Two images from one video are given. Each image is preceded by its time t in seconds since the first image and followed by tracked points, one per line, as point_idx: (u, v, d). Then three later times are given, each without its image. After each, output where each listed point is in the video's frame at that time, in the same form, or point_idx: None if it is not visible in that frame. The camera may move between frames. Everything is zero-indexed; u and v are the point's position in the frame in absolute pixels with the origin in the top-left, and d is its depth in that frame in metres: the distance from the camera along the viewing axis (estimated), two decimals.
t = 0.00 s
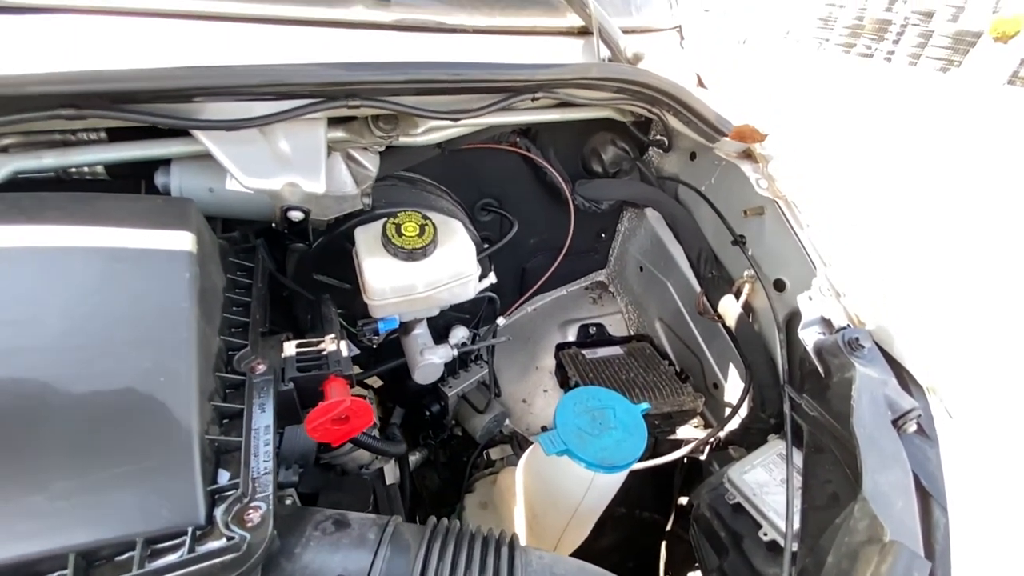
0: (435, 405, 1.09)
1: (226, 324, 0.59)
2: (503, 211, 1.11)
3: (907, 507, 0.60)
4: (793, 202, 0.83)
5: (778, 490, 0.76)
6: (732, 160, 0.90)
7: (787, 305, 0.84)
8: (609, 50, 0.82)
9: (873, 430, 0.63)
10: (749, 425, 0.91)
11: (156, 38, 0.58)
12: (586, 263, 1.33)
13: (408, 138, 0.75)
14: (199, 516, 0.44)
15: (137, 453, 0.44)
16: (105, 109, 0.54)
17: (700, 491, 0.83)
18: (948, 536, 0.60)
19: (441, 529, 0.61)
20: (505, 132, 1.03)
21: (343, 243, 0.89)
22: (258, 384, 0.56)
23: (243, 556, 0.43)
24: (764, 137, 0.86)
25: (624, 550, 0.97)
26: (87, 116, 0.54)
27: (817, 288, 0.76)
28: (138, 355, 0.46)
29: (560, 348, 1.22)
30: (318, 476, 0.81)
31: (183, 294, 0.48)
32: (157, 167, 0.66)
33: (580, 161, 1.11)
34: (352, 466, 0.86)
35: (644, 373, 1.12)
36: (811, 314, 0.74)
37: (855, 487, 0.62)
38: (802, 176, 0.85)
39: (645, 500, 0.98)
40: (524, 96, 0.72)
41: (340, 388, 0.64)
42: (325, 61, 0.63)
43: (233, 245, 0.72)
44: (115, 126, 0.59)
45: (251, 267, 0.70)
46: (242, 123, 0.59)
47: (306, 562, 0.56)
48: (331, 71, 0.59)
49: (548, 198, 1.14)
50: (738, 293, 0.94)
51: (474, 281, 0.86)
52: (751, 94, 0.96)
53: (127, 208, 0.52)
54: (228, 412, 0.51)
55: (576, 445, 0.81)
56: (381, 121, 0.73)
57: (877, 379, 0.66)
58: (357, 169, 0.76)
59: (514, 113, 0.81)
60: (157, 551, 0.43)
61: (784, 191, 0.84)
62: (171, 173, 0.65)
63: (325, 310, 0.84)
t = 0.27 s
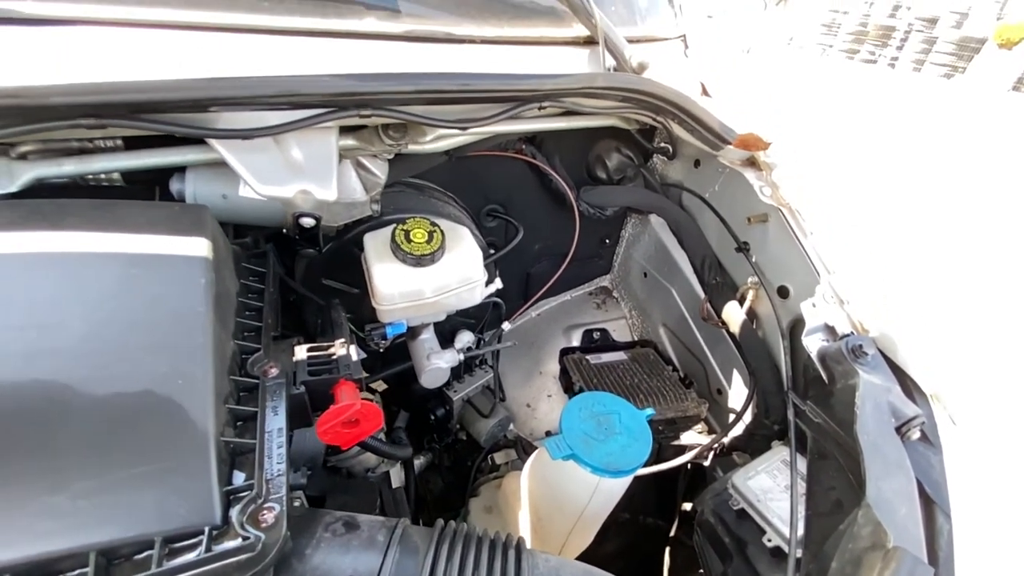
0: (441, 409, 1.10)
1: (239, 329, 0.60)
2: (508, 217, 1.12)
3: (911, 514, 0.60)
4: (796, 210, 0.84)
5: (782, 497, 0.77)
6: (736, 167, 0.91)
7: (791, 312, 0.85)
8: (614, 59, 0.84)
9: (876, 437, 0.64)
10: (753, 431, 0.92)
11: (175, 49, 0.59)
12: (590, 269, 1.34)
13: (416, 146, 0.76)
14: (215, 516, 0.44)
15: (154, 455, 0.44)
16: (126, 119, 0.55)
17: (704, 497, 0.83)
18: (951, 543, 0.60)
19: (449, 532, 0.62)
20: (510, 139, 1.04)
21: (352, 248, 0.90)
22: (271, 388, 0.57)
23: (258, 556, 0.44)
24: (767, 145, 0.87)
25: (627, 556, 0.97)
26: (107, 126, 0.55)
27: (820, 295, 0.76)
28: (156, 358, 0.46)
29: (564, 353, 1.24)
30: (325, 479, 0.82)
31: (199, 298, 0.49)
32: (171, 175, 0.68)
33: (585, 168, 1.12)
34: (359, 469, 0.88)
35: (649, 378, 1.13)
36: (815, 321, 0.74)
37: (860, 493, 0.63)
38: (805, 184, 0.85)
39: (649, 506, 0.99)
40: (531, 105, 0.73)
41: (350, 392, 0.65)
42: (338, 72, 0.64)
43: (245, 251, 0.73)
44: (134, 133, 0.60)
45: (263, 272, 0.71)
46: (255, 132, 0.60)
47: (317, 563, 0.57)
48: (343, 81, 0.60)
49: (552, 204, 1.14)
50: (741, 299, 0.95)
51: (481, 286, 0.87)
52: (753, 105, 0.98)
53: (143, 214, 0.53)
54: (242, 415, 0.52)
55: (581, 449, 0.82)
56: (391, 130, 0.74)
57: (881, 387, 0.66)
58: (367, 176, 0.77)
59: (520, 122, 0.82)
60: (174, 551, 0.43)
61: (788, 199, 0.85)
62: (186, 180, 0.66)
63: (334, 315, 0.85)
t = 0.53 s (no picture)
0: (447, 412, 1.10)
1: (255, 333, 0.62)
2: (515, 222, 1.14)
3: (917, 519, 0.61)
4: (801, 215, 0.85)
5: (787, 502, 0.78)
6: (742, 174, 0.91)
7: (797, 317, 0.86)
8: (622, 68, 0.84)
9: (883, 443, 0.65)
10: (759, 436, 0.94)
11: (197, 60, 0.61)
12: (596, 274, 1.36)
13: (427, 153, 0.77)
14: (235, 514, 0.45)
15: (178, 456, 0.45)
16: (150, 129, 0.57)
17: (711, 503, 0.85)
18: (957, 548, 0.61)
19: (460, 533, 0.63)
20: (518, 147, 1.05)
21: (364, 254, 0.92)
22: (288, 391, 0.58)
23: (276, 553, 0.45)
24: (774, 151, 0.88)
25: (634, 561, 0.98)
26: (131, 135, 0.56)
27: (826, 302, 0.78)
28: (180, 362, 0.47)
29: (570, 358, 1.25)
30: (335, 480, 0.84)
31: (220, 304, 0.50)
32: (189, 182, 0.70)
33: (592, 173, 1.14)
34: (368, 471, 0.88)
35: (655, 383, 1.14)
36: (820, 327, 0.77)
37: (865, 499, 0.64)
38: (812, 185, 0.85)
39: (655, 510, 1.00)
40: (539, 114, 0.75)
41: (363, 395, 0.66)
42: (353, 83, 0.66)
43: (260, 257, 0.75)
44: (155, 143, 0.62)
45: (278, 277, 0.73)
46: (272, 141, 0.62)
47: (331, 562, 0.58)
48: (358, 93, 0.62)
49: (559, 210, 1.16)
50: (748, 305, 0.97)
51: (490, 291, 0.89)
52: (758, 113, 0.99)
53: (164, 221, 0.55)
54: (259, 416, 0.54)
55: (589, 453, 0.83)
56: (403, 138, 0.76)
57: (887, 393, 0.68)
58: (378, 184, 0.78)
59: (529, 130, 0.83)
60: (197, 547, 0.44)
61: (794, 206, 0.86)
62: (204, 187, 0.68)
63: (347, 319, 0.87)
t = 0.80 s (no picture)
0: (456, 415, 1.11)
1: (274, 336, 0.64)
2: (524, 227, 1.15)
3: (925, 524, 0.62)
4: (808, 221, 0.86)
5: (795, 506, 0.79)
6: (749, 180, 0.93)
7: (803, 323, 0.87)
8: (630, 77, 0.86)
9: (891, 449, 0.66)
10: (767, 441, 0.94)
11: (220, 71, 0.63)
12: (603, 278, 1.37)
13: (439, 161, 0.79)
14: (257, 512, 0.47)
15: (202, 456, 0.47)
16: (175, 139, 0.59)
17: (718, 508, 0.86)
18: (965, 554, 0.62)
19: (472, 534, 0.64)
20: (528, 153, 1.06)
21: (376, 259, 0.94)
22: (306, 393, 0.60)
23: (297, 551, 0.46)
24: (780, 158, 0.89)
25: (642, 565, 0.98)
26: (156, 145, 0.58)
27: (834, 307, 0.78)
28: (204, 365, 0.49)
29: (578, 361, 1.26)
30: (348, 482, 0.86)
31: (241, 308, 0.52)
32: (209, 189, 0.71)
33: (599, 178, 1.15)
34: (379, 472, 0.88)
35: (662, 387, 1.15)
36: (828, 333, 0.76)
37: (872, 503, 0.65)
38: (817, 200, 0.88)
39: (661, 515, 1.02)
40: (549, 122, 0.76)
41: (378, 397, 0.68)
42: (369, 94, 0.68)
43: (277, 262, 0.77)
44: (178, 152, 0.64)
45: (294, 282, 0.75)
46: (292, 149, 0.64)
47: (347, 560, 0.60)
48: (374, 104, 0.64)
49: (567, 215, 1.17)
50: (755, 311, 0.97)
51: (499, 295, 0.90)
52: (764, 121, 1.00)
53: (189, 228, 0.57)
54: (279, 417, 0.55)
55: (598, 456, 0.84)
56: (415, 146, 0.76)
57: (895, 398, 0.68)
58: (392, 191, 0.79)
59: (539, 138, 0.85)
60: (223, 543, 0.46)
61: (801, 212, 0.87)
62: (223, 195, 0.69)
63: (362, 324, 0.90)
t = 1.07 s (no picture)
0: (465, 418, 1.13)
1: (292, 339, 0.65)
2: (533, 233, 1.16)
3: (933, 531, 0.63)
4: (817, 229, 0.87)
5: (804, 513, 0.80)
6: (757, 188, 0.94)
7: (812, 330, 0.87)
8: (640, 86, 0.87)
9: (899, 456, 0.67)
10: (775, 447, 0.95)
11: (244, 83, 0.65)
12: (611, 283, 1.38)
13: (452, 169, 0.80)
14: (280, 509, 0.48)
15: (226, 454, 0.48)
16: (200, 149, 0.61)
17: (726, 513, 0.86)
18: (972, 560, 0.63)
19: (484, 534, 0.66)
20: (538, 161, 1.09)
21: (390, 264, 0.95)
22: (324, 395, 0.62)
23: (318, 547, 0.48)
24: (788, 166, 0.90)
25: (648, 570, 0.99)
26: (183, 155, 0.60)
27: (842, 315, 0.79)
28: (229, 367, 0.50)
29: (586, 366, 1.27)
30: (362, 484, 0.88)
31: (264, 312, 0.54)
32: (229, 197, 0.73)
33: (607, 185, 1.17)
34: (390, 474, 0.90)
35: (671, 393, 1.17)
36: (837, 340, 0.78)
37: (879, 509, 0.66)
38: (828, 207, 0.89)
39: (669, 521, 1.03)
40: (559, 132, 0.78)
41: (393, 400, 0.70)
42: (386, 105, 0.70)
43: (295, 267, 0.79)
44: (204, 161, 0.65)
45: (312, 286, 0.76)
46: (312, 158, 0.66)
47: (363, 558, 0.61)
48: (392, 115, 0.66)
49: (576, 222, 1.19)
50: (764, 317, 0.98)
51: (509, 301, 0.92)
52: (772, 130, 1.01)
53: (214, 234, 0.59)
54: (300, 418, 0.57)
55: (608, 460, 0.86)
56: (430, 155, 0.79)
57: (903, 406, 0.70)
58: (406, 198, 0.81)
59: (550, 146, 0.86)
60: (248, 538, 0.47)
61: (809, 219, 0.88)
62: (244, 202, 0.72)
63: (378, 327, 0.91)
